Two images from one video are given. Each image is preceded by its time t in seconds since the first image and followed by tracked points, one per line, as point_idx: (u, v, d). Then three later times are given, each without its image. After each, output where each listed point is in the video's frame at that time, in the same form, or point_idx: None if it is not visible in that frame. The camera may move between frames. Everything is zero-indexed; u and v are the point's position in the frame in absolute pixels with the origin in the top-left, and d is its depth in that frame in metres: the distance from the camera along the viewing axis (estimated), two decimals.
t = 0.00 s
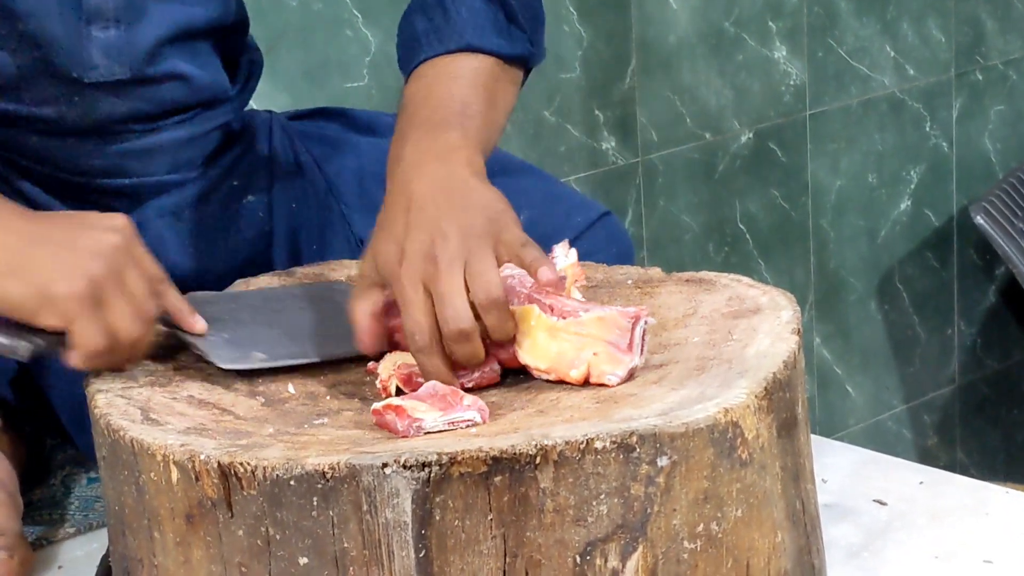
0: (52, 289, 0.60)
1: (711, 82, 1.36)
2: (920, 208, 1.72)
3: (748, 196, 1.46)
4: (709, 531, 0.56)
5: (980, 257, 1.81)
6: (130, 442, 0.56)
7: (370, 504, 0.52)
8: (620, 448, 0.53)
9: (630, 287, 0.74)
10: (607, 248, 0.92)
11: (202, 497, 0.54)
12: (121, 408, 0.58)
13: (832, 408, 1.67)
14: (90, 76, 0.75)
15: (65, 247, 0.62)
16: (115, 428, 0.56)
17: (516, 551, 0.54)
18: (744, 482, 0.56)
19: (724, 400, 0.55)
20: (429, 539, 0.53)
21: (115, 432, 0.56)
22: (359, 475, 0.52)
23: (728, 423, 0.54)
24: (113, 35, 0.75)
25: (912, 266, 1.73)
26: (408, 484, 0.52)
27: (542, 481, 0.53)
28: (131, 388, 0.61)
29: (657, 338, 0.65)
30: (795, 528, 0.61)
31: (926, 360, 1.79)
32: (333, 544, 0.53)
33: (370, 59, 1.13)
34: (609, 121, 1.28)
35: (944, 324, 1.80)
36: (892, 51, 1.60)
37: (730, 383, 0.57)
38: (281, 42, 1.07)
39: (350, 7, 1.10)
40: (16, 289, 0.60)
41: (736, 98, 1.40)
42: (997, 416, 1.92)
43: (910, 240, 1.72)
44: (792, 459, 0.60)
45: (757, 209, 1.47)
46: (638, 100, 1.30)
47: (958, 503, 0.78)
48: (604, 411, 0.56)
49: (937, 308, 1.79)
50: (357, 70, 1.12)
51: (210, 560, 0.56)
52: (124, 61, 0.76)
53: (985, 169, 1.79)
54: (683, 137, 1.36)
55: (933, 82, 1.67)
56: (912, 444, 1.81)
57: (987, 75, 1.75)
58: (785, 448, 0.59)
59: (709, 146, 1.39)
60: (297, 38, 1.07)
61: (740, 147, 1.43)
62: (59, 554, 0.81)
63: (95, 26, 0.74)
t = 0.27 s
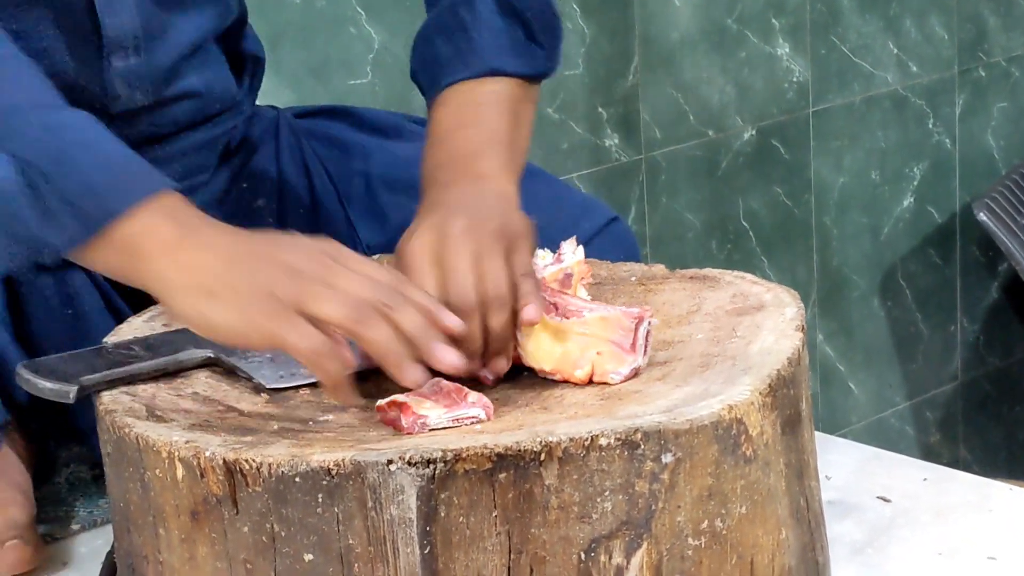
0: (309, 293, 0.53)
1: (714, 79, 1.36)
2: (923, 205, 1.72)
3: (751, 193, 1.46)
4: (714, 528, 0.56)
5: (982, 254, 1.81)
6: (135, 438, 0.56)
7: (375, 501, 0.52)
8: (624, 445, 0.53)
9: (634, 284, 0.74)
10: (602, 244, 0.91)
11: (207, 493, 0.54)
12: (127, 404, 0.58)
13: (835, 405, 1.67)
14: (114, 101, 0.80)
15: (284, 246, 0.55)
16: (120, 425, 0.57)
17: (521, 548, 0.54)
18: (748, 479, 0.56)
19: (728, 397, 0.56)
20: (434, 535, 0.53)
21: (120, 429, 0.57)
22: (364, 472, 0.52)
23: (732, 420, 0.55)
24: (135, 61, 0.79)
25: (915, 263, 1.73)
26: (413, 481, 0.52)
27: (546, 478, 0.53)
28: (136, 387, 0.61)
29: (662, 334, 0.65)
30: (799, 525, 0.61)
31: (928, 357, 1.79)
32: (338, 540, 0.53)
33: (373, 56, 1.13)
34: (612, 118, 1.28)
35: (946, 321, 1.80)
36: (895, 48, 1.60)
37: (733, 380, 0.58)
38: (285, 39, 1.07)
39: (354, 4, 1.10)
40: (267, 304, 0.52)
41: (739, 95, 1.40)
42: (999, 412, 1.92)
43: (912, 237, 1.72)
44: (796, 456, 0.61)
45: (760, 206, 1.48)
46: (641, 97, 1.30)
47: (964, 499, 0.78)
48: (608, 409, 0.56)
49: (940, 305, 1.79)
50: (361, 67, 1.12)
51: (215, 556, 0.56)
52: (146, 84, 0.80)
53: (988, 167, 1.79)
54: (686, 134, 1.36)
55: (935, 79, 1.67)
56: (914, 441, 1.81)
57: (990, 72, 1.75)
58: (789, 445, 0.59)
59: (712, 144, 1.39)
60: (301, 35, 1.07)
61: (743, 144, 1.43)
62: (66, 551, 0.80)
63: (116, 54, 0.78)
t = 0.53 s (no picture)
0: (380, 358, 0.46)
1: (720, 76, 1.36)
2: (929, 202, 1.72)
3: (757, 190, 1.46)
4: (722, 524, 0.56)
5: (988, 251, 1.81)
6: (144, 435, 0.56)
7: (383, 497, 0.52)
8: (632, 442, 0.53)
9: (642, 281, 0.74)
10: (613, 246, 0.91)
11: (216, 490, 0.54)
12: (136, 402, 0.59)
13: (840, 401, 1.67)
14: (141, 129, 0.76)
15: (351, 296, 0.48)
16: (129, 422, 0.57)
17: (529, 544, 0.54)
18: (756, 475, 0.56)
19: (736, 394, 0.56)
20: (443, 532, 0.53)
21: (130, 426, 0.57)
22: (373, 469, 0.52)
23: (740, 417, 0.55)
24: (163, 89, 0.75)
25: (920, 260, 1.73)
26: (421, 477, 0.52)
27: (554, 475, 0.53)
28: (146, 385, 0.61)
29: (670, 331, 0.65)
30: (807, 522, 0.61)
31: (934, 354, 1.79)
32: (347, 537, 0.54)
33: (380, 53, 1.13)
34: (618, 114, 1.28)
35: (952, 318, 1.80)
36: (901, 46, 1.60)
37: (742, 377, 0.58)
38: (291, 36, 1.07)
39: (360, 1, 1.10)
40: (339, 374, 0.46)
41: (745, 92, 1.39)
42: (1004, 409, 1.93)
43: (918, 233, 1.72)
44: (805, 452, 0.61)
45: (766, 203, 1.48)
46: (648, 94, 1.30)
47: (972, 496, 0.78)
48: (616, 405, 0.56)
49: (946, 302, 1.79)
50: (367, 64, 1.12)
51: (224, 553, 0.56)
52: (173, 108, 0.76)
53: (993, 164, 1.79)
54: (692, 131, 1.36)
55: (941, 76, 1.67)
56: (920, 438, 1.81)
57: (997, 68, 1.75)
58: (797, 442, 0.59)
59: (719, 141, 1.39)
60: (307, 32, 1.07)
61: (749, 141, 1.42)
62: (77, 549, 0.82)
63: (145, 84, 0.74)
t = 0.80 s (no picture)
0: (355, 416, 0.51)
1: (722, 70, 1.36)
2: (932, 195, 1.71)
3: (760, 183, 1.46)
4: (723, 520, 0.56)
5: (991, 244, 1.81)
6: (146, 431, 0.56)
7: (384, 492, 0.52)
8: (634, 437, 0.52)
9: (644, 276, 0.74)
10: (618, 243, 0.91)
11: (219, 485, 0.55)
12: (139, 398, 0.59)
13: (842, 394, 1.67)
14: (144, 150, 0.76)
15: (324, 358, 0.53)
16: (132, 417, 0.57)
17: (532, 541, 0.53)
18: (758, 472, 0.56)
19: (738, 390, 0.56)
20: (444, 527, 0.53)
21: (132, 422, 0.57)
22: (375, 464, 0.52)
23: (742, 413, 0.55)
24: (162, 114, 0.75)
25: (924, 254, 1.73)
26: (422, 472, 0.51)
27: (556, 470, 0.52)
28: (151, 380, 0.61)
29: (673, 325, 0.65)
30: (808, 518, 0.61)
31: (936, 347, 1.79)
32: (349, 532, 0.54)
33: (382, 47, 1.12)
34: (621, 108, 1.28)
35: (954, 311, 1.80)
36: (905, 39, 1.59)
37: (743, 373, 0.58)
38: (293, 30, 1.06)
39: None
40: (317, 430, 0.51)
41: (748, 85, 1.39)
42: (1006, 401, 1.92)
43: (921, 227, 1.71)
44: (807, 447, 0.61)
45: (769, 197, 1.47)
46: (651, 88, 1.30)
47: (976, 491, 0.78)
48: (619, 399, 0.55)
49: (948, 295, 1.78)
50: (370, 58, 1.12)
51: (226, 547, 0.56)
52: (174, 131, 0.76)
53: (996, 157, 1.78)
54: (694, 124, 1.36)
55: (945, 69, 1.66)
56: (922, 431, 1.81)
57: (1000, 61, 1.74)
58: (798, 438, 0.59)
59: (722, 135, 1.39)
60: (309, 25, 1.07)
61: (752, 134, 1.42)
62: (78, 542, 0.82)
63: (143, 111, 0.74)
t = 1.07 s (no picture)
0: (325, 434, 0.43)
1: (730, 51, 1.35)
2: (940, 179, 1.71)
3: (768, 165, 1.45)
4: (731, 502, 0.56)
5: (999, 227, 1.81)
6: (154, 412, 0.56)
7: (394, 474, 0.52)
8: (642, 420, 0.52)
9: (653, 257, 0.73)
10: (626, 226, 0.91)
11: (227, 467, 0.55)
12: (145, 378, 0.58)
13: (850, 377, 1.67)
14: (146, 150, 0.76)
15: (280, 392, 0.45)
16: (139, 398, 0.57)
17: (539, 521, 0.54)
18: (766, 453, 0.56)
19: (747, 371, 0.55)
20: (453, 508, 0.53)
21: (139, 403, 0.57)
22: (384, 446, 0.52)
23: (751, 395, 0.54)
24: (164, 115, 0.75)
25: (933, 237, 1.73)
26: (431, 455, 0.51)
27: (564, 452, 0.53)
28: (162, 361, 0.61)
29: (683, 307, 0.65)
30: (817, 500, 0.61)
31: (944, 330, 1.79)
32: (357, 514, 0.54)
33: (388, 29, 1.12)
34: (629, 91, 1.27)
35: (962, 295, 1.80)
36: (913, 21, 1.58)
37: (752, 354, 0.57)
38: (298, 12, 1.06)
39: None
40: (291, 457, 0.43)
41: (756, 68, 1.38)
42: (1014, 386, 1.92)
43: (929, 211, 1.71)
44: (817, 427, 0.61)
45: (777, 179, 1.47)
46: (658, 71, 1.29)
47: (987, 472, 0.78)
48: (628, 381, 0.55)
49: (956, 279, 1.78)
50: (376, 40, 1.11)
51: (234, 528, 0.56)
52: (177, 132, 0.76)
53: (1004, 141, 1.78)
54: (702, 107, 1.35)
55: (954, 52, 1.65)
56: (929, 415, 1.81)
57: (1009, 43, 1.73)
58: (806, 419, 0.59)
59: (730, 118, 1.38)
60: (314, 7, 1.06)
61: (759, 117, 1.41)
62: (85, 524, 0.81)
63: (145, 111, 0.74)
